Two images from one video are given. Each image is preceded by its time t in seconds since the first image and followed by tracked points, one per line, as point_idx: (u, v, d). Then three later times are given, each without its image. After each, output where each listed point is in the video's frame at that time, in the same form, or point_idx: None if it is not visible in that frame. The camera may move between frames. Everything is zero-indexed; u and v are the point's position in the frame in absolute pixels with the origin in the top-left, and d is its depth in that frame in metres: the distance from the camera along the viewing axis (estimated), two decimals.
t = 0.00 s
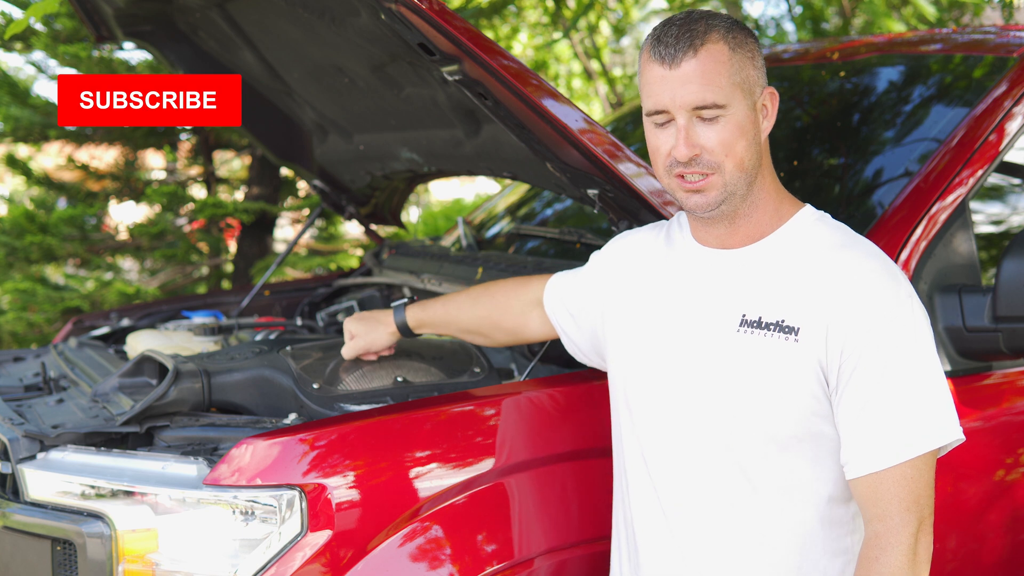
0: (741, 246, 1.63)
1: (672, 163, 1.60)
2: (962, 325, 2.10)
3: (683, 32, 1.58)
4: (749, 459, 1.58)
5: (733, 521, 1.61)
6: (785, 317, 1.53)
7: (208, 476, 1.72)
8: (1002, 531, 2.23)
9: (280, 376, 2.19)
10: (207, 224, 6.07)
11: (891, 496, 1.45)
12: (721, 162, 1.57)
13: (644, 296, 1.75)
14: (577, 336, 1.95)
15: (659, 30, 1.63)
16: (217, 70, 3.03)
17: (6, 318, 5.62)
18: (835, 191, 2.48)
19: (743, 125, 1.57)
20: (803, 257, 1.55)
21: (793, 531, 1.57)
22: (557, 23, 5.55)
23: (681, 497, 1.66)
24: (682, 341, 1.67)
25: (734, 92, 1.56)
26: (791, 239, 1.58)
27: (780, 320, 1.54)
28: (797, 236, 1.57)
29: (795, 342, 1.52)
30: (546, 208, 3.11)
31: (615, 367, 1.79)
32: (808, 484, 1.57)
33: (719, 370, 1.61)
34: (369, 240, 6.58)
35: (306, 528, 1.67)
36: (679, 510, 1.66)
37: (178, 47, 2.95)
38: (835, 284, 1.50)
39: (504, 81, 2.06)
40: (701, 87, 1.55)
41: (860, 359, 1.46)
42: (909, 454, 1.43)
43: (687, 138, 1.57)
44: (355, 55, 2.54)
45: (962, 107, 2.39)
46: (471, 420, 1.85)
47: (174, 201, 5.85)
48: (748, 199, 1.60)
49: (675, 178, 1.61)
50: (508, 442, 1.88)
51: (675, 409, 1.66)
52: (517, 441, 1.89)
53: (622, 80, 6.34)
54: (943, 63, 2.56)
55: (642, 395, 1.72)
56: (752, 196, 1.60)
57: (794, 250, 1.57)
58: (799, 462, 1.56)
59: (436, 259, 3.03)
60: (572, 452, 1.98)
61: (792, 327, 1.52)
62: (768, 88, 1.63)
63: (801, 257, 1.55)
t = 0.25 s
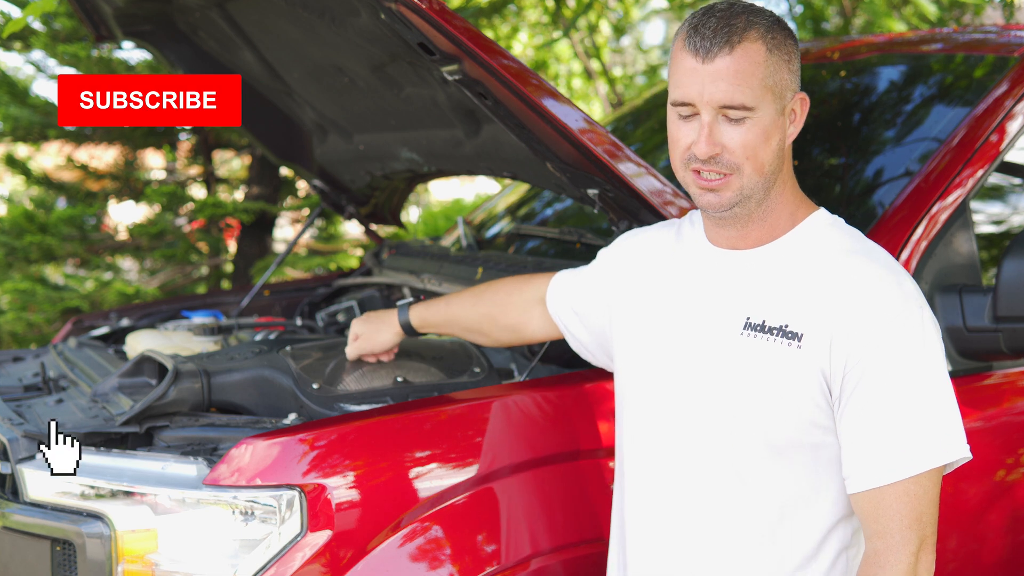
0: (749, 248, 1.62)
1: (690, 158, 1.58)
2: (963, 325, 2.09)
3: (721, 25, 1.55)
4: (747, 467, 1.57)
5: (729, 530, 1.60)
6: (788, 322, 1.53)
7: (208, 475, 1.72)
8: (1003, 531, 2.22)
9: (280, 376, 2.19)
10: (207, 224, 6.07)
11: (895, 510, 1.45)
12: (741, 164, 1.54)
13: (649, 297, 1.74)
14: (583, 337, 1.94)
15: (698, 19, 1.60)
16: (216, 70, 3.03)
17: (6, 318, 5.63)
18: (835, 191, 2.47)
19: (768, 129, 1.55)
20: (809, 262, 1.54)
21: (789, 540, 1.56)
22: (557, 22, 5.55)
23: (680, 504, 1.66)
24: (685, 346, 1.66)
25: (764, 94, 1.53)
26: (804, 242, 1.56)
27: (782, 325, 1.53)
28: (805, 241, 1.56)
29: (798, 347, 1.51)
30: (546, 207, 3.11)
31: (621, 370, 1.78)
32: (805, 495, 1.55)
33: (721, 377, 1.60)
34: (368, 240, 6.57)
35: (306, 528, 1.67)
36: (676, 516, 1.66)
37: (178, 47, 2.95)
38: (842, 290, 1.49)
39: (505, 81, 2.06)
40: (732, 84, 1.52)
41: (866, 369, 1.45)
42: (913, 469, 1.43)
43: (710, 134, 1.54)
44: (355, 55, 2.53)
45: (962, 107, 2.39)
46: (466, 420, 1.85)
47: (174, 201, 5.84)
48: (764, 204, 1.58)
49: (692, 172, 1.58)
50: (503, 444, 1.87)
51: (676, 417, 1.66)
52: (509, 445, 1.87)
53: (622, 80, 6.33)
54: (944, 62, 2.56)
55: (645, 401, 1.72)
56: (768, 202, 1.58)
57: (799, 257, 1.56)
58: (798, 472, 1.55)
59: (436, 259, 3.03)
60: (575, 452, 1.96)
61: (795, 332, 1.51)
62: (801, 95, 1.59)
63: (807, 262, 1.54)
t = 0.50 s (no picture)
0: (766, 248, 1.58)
1: (707, 155, 1.54)
2: (962, 324, 2.09)
3: (747, 19, 1.51)
4: (750, 470, 1.53)
5: (735, 537, 1.55)
6: (798, 323, 1.48)
7: (208, 475, 1.72)
8: (1003, 531, 2.23)
9: (280, 376, 2.20)
10: (207, 224, 6.07)
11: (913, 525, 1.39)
12: (760, 163, 1.51)
13: (659, 299, 1.71)
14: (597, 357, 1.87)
15: (722, 13, 1.56)
16: (216, 70, 3.02)
17: (6, 318, 5.63)
18: (835, 191, 2.47)
19: (790, 128, 1.51)
20: (821, 263, 1.50)
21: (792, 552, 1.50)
22: (557, 22, 5.55)
23: (684, 510, 1.61)
24: (695, 346, 1.62)
25: (787, 92, 1.50)
26: (820, 242, 1.53)
27: (792, 325, 1.49)
28: (820, 242, 1.53)
29: (807, 350, 1.47)
30: (546, 207, 3.11)
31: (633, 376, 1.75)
32: (811, 504, 1.49)
33: (730, 377, 1.56)
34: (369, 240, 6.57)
35: (306, 528, 1.67)
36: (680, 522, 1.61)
37: (178, 47, 2.95)
38: (854, 293, 1.44)
39: (504, 81, 2.06)
40: (755, 81, 1.49)
41: (879, 378, 1.39)
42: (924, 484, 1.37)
43: (729, 130, 1.51)
44: (355, 54, 2.53)
45: (962, 107, 2.39)
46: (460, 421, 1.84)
47: (174, 201, 5.84)
48: (783, 206, 1.54)
49: (709, 170, 1.55)
50: (496, 446, 1.86)
51: (684, 418, 1.62)
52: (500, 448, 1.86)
53: (622, 80, 6.33)
54: (944, 63, 2.56)
55: (655, 404, 1.68)
56: (788, 204, 1.55)
57: (808, 260, 1.52)
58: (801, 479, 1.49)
59: (436, 259, 3.03)
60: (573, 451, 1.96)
61: (805, 333, 1.47)
62: (825, 95, 1.56)
63: (821, 263, 1.50)
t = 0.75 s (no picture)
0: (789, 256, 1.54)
1: (720, 149, 1.54)
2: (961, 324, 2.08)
3: (751, 10, 1.54)
4: (786, 487, 1.44)
5: (765, 561, 1.45)
6: (831, 329, 1.42)
7: (208, 476, 1.72)
8: (1004, 531, 2.23)
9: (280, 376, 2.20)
10: (207, 223, 6.06)
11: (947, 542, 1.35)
12: (774, 153, 1.50)
13: (668, 312, 1.64)
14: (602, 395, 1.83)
15: (726, 7, 1.60)
16: (216, 70, 3.02)
17: (6, 318, 5.63)
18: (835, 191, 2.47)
19: (802, 116, 1.51)
20: (843, 274, 1.46)
21: None
22: (557, 22, 5.55)
23: (708, 532, 1.51)
24: (713, 355, 1.55)
25: (796, 79, 1.51)
26: (834, 257, 1.49)
27: (825, 331, 1.43)
28: (836, 253, 1.49)
29: (843, 355, 1.41)
30: (546, 207, 3.10)
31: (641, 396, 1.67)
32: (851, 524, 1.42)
33: (754, 388, 1.48)
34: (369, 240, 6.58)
35: (306, 528, 1.67)
36: (703, 546, 1.51)
37: (178, 47, 2.95)
38: (887, 304, 1.40)
39: (505, 81, 2.05)
40: (761, 67, 1.50)
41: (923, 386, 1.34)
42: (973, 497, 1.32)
43: (739, 120, 1.51)
44: (355, 55, 2.53)
45: (962, 107, 2.39)
46: (454, 423, 1.86)
47: (174, 201, 5.84)
48: (802, 203, 1.52)
49: (722, 167, 1.54)
50: (490, 450, 1.87)
51: (702, 433, 1.53)
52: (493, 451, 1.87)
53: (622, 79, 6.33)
54: (944, 63, 2.56)
55: (667, 419, 1.59)
56: (806, 202, 1.53)
57: (837, 266, 1.47)
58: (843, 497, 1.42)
59: (436, 259, 3.02)
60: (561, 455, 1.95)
61: (839, 339, 1.41)
62: (836, 87, 1.56)
63: (844, 274, 1.46)
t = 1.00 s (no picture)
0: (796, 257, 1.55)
1: (714, 151, 1.58)
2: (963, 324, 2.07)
3: (731, 11, 1.59)
4: (818, 492, 1.42)
5: (801, 568, 1.43)
6: (855, 329, 1.41)
7: (208, 476, 1.72)
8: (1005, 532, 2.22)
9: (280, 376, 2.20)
10: (206, 224, 6.06)
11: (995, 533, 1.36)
12: (768, 149, 1.53)
13: (669, 323, 1.62)
14: (586, 429, 1.77)
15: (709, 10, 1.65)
16: (216, 70, 3.02)
17: (5, 318, 5.62)
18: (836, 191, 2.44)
19: (792, 109, 1.54)
20: (863, 275, 1.45)
21: None
22: (557, 22, 5.55)
23: (740, 540, 1.48)
24: (726, 362, 1.52)
25: (783, 73, 1.54)
26: (851, 253, 1.49)
27: (850, 332, 1.42)
28: (849, 250, 1.50)
29: (871, 355, 1.40)
30: (545, 208, 3.10)
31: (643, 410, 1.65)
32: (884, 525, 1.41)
33: (777, 392, 1.46)
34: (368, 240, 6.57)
35: (306, 528, 1.66)
36: (735, 556, 1.49)
37: (177, 47, 2.95)
38: (912, 302, 1.40)
39: (504, 81, 2.05)
40: (746, 64, 1.55)
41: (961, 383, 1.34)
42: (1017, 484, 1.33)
43: (729, 119, 1.55)
44: (355, 54, 2.53)
45: (962, 107, 2.38)
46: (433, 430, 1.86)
47: (173, 201, 5.84)
48: (803, 198, 1.54)
49: (719, 168, 1.58)
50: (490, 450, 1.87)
51: (723, 440, 1.51)
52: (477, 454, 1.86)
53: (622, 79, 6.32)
54: (944, 62, 2.56)
55: (710, 433, 1.53)
56: (808, 197, 1.54)
57: (862, 264, 1.47)
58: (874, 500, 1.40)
59: (436, 259, 3.02)
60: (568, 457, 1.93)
61: (865, 338, 1.41)
62: (828, 78, 1.59)
63: (866, 275, 1.45)
